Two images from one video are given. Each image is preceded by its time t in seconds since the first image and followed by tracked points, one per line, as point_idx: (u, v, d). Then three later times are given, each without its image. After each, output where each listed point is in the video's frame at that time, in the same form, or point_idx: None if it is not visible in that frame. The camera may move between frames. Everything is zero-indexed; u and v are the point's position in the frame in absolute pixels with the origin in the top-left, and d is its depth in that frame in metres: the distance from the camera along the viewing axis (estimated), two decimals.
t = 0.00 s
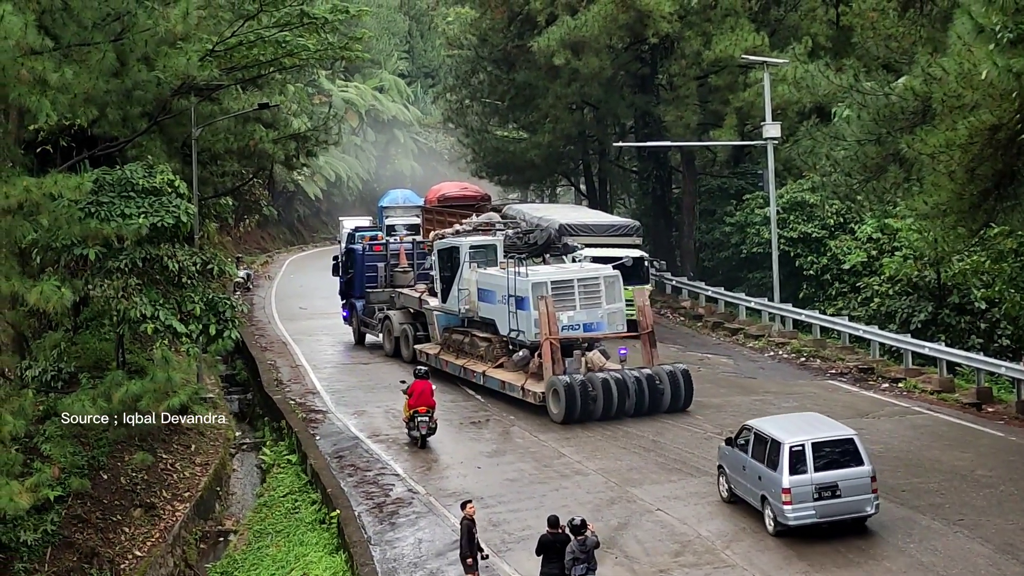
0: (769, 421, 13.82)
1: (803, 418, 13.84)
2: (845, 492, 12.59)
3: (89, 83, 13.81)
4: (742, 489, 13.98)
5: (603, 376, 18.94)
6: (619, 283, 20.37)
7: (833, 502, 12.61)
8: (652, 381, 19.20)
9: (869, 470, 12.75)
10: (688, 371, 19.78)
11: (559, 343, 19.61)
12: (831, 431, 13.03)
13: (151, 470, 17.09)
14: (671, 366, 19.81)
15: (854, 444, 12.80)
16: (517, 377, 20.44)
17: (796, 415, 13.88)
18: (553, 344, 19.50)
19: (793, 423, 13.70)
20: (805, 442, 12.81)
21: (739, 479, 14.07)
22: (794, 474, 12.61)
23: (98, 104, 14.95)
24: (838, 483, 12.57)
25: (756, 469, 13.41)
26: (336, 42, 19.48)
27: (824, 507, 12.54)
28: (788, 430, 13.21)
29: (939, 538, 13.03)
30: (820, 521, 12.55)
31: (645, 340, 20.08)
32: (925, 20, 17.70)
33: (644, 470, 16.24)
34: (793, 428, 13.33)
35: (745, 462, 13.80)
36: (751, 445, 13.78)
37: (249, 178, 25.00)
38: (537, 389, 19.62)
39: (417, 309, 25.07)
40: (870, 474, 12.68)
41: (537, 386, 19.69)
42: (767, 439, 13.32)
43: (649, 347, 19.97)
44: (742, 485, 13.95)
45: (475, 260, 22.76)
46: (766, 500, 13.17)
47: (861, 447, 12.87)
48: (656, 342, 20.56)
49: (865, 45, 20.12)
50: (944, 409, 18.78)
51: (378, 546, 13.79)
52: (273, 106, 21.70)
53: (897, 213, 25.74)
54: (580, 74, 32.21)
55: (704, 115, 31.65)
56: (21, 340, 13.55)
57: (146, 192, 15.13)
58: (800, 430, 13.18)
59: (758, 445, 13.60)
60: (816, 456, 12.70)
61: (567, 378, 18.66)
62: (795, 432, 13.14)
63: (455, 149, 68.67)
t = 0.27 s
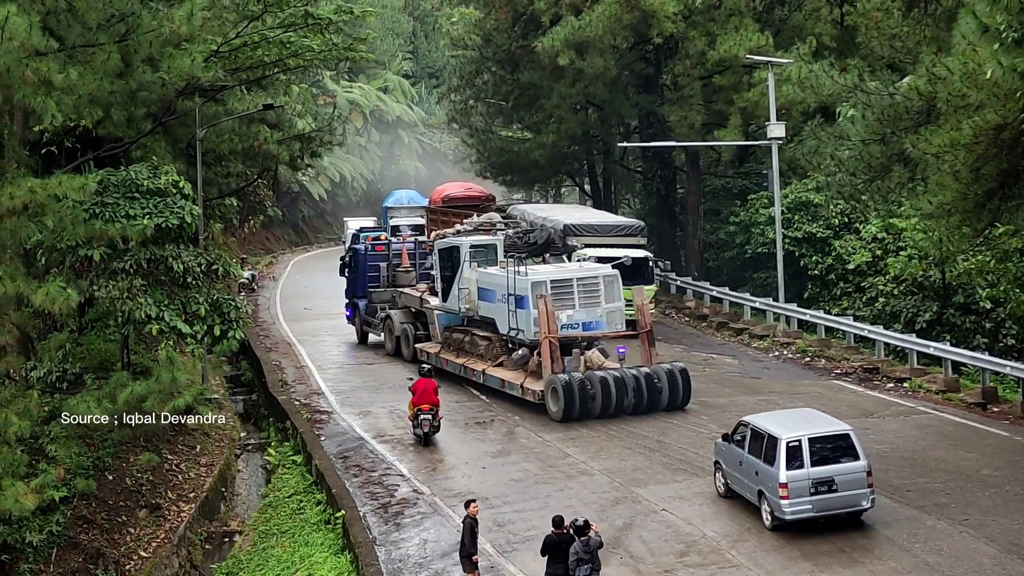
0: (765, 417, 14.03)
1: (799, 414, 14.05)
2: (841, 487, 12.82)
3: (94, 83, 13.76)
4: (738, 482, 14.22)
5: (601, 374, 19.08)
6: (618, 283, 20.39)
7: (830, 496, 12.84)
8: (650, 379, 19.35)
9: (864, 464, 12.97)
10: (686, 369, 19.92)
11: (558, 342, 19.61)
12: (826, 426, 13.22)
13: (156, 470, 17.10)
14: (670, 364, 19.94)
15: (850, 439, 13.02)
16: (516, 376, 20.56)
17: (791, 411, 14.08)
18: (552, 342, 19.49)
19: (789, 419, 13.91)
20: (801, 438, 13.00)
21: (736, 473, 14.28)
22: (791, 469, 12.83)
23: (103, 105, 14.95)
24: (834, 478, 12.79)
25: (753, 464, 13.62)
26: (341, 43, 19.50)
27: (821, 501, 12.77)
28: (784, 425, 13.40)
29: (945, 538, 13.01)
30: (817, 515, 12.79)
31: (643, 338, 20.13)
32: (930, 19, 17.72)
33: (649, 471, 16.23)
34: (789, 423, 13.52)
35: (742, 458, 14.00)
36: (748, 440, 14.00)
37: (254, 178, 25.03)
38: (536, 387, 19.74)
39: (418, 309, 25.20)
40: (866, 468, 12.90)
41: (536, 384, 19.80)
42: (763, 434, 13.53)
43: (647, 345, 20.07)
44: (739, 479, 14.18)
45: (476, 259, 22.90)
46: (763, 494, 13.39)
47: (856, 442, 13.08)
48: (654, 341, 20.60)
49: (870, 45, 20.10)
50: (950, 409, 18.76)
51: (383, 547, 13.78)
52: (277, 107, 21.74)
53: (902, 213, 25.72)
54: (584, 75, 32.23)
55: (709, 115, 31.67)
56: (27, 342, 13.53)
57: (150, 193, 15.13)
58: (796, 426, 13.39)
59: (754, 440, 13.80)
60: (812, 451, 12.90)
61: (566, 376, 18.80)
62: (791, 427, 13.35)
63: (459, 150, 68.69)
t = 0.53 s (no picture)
0: (760, 412, 14.30)
1: (793, 410, 14.31)
2: (835, 480, 13.07)
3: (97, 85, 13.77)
4: (733, 478, 14.45)
5: (598, 372, 19.27)
6: (615, 282, 20.42)
7: (824, 490, 13.09)
8: (647, 378, 19.53)
9: (858, 458, 13.22)
10: (683, 368, 20.10)
11: (555, 340, 19.75)
12: (819, 421, 13.51)
13: (159, 470, 17.11)
14: (667, 363, 20.11)
15: (843, 434, 13.29)
16: (514, 374, 20.75)
17: (784, 407, 14.35)
18: (549, 340, 19.65)
19: (783, 414, 14.17)
20: (796, 432, 13.28)
21: (731, 469, 14.53)
22: (786, 463, 13.08)
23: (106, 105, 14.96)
24: (829, 472, 13.04)
25: (748, 459, 13.86)
26: (343, 42, 19.52)
27: (816, 494, 13.02)
28: (778, 420, 13.68)
29: (948, 537, 13.02)
30: (812, 508, 13.02)
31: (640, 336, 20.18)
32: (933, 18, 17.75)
33: (652, 470, 16.23)
34: (783, 419, 13.81)
35: (737, 453, 14.26)
36: (743, 435, 14.25)
37: (256, 179, 25.05)
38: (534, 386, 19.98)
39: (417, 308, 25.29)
40: (860, 463, 13.15)
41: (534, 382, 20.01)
42: (759, 429, 13.78)
43: (644, 344, 20.13)
44: (733, 474, 14.43)
45: (474, 258, 22.98)
46: (758, 489, 13.64)
47: (850, 437, 13.36)
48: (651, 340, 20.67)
49: (872, 44, 20.09)
50: (954, 408, 18.76)
51: (386, 547, 13.78)
52: (280, 107, 21.76)
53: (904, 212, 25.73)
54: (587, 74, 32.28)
55: (711, 114, 31.68)
56: (31, 342, 13.51)
57: (153, 193, 15.13)
58: (791, 421, 13.64)
59: (749, 435, 14.07)
60: (807, 446, 13.18)
61: (563, 374, 19.00)
62: (786, 422, 13.61)
63: (462, 150, 68.69)
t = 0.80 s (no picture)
0: (756, 410, 14.49)
1: (789, 407, 14.49)
2: (830, 477, 13.25)
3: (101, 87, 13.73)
4: (729, 474, 14.66)
5: (595, 372, 19.44)
6: (613, 282, 20.56)
7: (820, 486, 13.27)
8: (644, 378, 19.70)
9: (854, 455, 13.39)
10: (681, 368, 20.23)
11: (553, 340, 19.88)
12: (815, 418, 13.70)
13: (163, 473, 17.11)
14: (664, 362, 20.22)
15: (839, 431, 13.46)
16: (512, 373, 20.92)
17: (782, 404, 14.52)
18: (548, 340, 19.79)
19: (779, 411, 14.36)
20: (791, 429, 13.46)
21: (728, 465, 14.72)
22: (782, 459, 13.26)
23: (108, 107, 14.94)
24: (824, 468, 13.22)
25: (745, 455, 14.06)
26: (345, 45, 19.55)
27: (811, 490, 13.20)
28: (775, 417, 13.86)
29: (952, 538, 13.00)
30: (806, 504, 13.21)
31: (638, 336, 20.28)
32: (935, 19, 17.77)
33: (655, 472, 16.22)
34: (779, 416, 14.01)
35: (733, 450, 14.45)
36: (739, 432, 14.45)
37: (259, 181, 25.06)
38: (531, 386, 20.16)
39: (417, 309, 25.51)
40: (855, 459, 13.33)
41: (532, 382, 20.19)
42: (755, 426, 13.97)
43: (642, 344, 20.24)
44: (729, 471, 14.63)
45: (473, 259, 23.12)
46: (754, 485, 13.84)
47: (845, 434, 13.54)
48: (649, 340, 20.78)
49: (875, 45, 20.05)
50: (957, 409, 18.76)
51: (390, 549, 13.78)
52: (283, 109, 21.79)
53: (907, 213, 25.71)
54: (591, 76, 32.30)
55: (715, 116, 31.68)
56: (35, 345, 13.49)
57: (157, 195, 15.14)
58: (787, 418, 13.82)
59: (746, 432, 14.26)
60: (802, 443, 13.36)
61: (560, 375, 19.19)
62: (782, 419, 13.80)
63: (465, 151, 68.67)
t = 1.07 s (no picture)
0: (752, 407, 14.75)
1: (783, 404, 14.75)
2: (825, 473, 13.52)
3: (105, 90, 13.59)
4: (725, 470, 14.92)
5: (594, 372, 19.57)
6: (611, 282, 20.86)
7: (814, 482, 13.54)
8: (642, 378, 19.82)
9: (848, 451, 13.66)
10: (679, 368, 20.37)
11: (552, 340, 20.10)
12: (809, 415, 13.97)
13: (167, 475, 17.12)
14: (663, 362, 20.35)
15: (833, 427, 13.72)
16: (511, 374, 21.08)
17: (777, 401, 14.77)
18: (546, 340, 19.99)
19: (774, 409, 14.62)
20: (786, 426, 13.73)
21: (723, 462, 14.98)
22: (777, 455, 13.51)
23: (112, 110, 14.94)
24: (819, 464, 13.49)
25: (740, 452, 14.31)
26: (350, 47, 19.61)
27: (805, 486, 13.47)
28: (770, 414, 14.12)
29: (957, 540, 12.98)
30: (802, 499, 13.46)
31: (636, 336, 20.58)
32: (939, 21, 17.82)
33: (660, 474, 16.23)
34: (774, 412, 14.26)
35: (729, 446, 14.71)
36: (735, 429, 14.70)
37: (263, 183, 25.10)
38: (530, 386, 20.32)
39: (417, 309, 25.73)
40: (849, 455, 13.59)
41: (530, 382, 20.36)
42: (751, 423, 14.21)
43: (640, 344, 20.55)
44: (725, 467, 14.88)
45: (473, 260, 23.37)
46: (750, 481, 14.09)
47: (839, 430, 13.81)
48: (646, 340, 21.07)
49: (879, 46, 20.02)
50: (962, 411, 18.75)
51: (394, 551, 13.76)
52: (287, 111, 21.82)
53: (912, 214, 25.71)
54: (595, 78, 32.33)
55: (718, 117, 31.69)
56: (39, 348, 13.45)
57: (161, 198, 15.19)
58: (782, 415, 14.07)
59: (742, 428, 14.52)
60: (797, 439, 13.61)
61: (558, 374, 19.33)
62: (777, 416, 14.04)
63: (469, 153, 68.65)
